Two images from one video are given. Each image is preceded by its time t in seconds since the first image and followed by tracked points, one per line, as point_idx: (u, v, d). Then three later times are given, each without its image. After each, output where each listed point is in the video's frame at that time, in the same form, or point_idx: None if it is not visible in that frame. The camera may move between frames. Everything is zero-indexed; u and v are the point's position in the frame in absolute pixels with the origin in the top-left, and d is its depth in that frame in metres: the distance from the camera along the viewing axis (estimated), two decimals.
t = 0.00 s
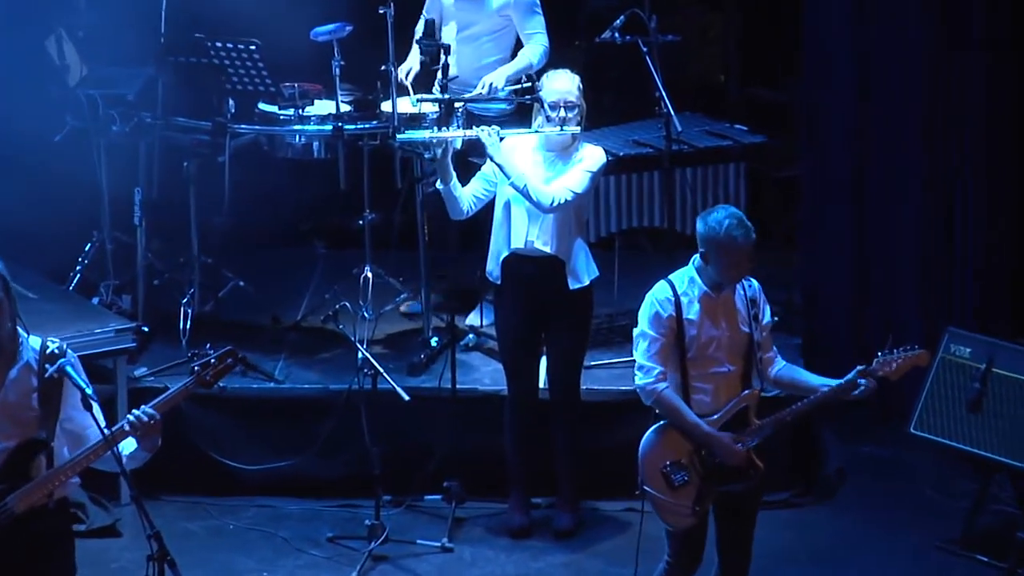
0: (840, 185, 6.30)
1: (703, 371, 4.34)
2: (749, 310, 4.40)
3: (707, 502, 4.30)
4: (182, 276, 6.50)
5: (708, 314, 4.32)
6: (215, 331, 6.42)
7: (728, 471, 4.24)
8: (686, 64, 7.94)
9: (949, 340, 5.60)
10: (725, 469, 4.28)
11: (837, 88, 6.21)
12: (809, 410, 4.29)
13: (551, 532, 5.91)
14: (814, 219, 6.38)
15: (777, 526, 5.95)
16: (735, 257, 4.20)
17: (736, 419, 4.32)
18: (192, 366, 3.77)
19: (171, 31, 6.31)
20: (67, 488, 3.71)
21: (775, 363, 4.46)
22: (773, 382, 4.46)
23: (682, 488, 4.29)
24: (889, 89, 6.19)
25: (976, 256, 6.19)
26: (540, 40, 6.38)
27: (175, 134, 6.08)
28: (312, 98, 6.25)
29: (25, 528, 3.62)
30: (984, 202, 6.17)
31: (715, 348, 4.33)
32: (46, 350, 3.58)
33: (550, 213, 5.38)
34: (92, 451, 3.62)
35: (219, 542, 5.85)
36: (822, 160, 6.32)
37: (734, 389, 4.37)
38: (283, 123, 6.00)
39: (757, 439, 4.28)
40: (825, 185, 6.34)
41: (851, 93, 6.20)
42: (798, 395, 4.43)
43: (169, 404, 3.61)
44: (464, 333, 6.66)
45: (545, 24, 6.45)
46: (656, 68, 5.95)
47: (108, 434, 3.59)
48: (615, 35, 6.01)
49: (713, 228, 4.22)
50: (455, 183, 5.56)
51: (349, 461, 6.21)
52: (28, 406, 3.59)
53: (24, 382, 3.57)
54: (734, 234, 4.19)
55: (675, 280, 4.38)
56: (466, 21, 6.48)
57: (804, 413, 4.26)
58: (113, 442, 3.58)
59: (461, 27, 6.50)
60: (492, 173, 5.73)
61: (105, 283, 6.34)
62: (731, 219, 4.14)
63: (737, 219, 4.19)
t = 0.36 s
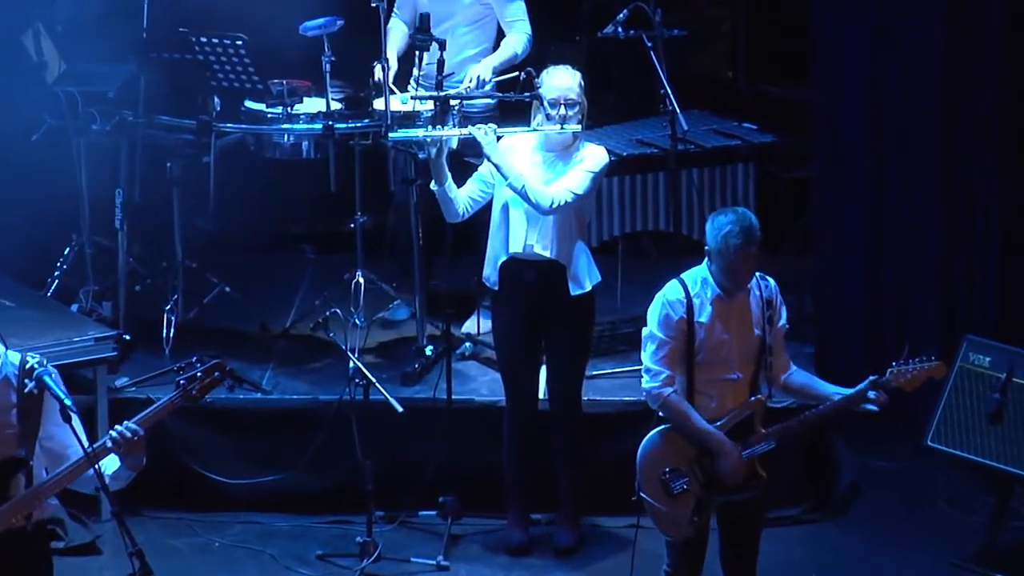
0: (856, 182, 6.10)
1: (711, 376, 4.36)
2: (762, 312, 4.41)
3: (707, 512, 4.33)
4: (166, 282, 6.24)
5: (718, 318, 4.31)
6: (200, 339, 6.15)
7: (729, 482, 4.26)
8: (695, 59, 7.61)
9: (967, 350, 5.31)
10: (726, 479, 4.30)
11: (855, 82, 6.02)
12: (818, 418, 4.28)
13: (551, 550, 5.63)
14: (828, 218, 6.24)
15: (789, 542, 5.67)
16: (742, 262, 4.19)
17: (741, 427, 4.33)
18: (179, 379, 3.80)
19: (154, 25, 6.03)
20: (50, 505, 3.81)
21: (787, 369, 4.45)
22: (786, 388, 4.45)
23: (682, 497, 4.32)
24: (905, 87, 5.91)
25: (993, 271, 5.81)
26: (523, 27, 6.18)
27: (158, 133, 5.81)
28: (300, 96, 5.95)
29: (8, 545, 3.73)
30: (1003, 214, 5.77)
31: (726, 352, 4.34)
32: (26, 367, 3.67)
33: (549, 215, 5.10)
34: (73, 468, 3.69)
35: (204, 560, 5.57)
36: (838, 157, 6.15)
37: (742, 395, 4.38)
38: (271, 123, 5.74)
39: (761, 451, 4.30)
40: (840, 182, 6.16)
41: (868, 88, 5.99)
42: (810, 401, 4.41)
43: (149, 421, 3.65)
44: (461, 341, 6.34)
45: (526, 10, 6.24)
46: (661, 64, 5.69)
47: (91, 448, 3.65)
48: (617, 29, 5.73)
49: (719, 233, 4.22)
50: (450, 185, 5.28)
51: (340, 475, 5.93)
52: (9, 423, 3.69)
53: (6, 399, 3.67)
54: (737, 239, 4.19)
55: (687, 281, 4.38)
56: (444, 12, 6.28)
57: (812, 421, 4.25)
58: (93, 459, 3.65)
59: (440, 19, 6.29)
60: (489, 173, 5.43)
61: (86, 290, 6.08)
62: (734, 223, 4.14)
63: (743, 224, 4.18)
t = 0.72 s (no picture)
0: (864, 181, 5.84)
1: (718, 388, 4.26)
2: (772, 324, 4.30)
3: (709, 528, 4.26)
4: (148, 288, 5.99)
5: (729, 331, 4.21)
6: (185, 347, 5.90)
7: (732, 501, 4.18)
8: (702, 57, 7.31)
9: (984, 358, 4.98)
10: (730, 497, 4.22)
11: (862, 75, 5.75)
12: (829, 436, 4.21)
13: (551, 568, 5.37)
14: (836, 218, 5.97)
15: (801, 559, 5.41)
16: (753, 276, 4.09)
17: (747, 443, 4.26)
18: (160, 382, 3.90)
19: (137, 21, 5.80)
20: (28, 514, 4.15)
21: (799, 382, 4.35)
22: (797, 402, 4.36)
23: (683, 512, 4.24)
24: (916, 83, 5.65)
25: (1010, 276, 5.52)
26: (501, 13, 6.09)
27: (141, 133, 5.57)
28: (289, 94, 5.71)
29: None
30: (1020, 215, 5.49)
31: (736, 364, 4.24)
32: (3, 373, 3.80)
33: (547, 217, 4.84)
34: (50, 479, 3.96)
35: None
36: (844, 154, 5.87)
37: (751, 408, 4.28)
38: (258, 122, 5.51)
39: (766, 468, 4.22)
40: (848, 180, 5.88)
41: (877, 84, 5.72)
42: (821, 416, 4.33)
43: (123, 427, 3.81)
44: (457, 350, 6.09)
45: None
46: (666, 61, 5.47)
47: (71, 457, 3.88)
48: (621, 24, 5.52)
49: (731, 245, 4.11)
50: (444, 187, 5.02)
51: (331, 490, 5.69)
52: None
53: None
54: (749, 254, 4.08)
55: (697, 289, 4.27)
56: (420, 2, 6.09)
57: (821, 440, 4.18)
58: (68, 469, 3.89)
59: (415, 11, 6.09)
60: (486, 174, 5.15)
61: (65, 296, 5.83)
62: (747, 238, 4.04)
63: (756, 238, 4.08)
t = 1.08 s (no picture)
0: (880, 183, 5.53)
1: (724, 400, 4.13)
2: (779, 332, 4.13)
3: (724, 547, 4.12)
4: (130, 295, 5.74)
5: (733, 339, 4.08)
6: (169, 357, 5.65)
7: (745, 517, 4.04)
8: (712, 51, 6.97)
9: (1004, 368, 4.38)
10: (743, 514, 4.07)
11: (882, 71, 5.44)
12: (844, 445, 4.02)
13: None
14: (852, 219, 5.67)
15: None
16: (758, 280, 3.95)
17: (760, 455, 4.09)
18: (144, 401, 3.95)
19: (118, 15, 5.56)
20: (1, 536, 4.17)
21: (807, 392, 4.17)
22: (807, 413, 4.19)
23: (696, 531, 4.12)
24: (941, 81, 5.34)
25: None
26: None
27: (122, 131, 5.32)
28: (277, 92, 5.46)
29: None
30: None
31: (741, 375, 4.10)
32: None
33: (546, 219, 4.55)
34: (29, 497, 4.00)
35: None
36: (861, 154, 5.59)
37: (760, 420, 4.13)
38: (244, 121, 5.26)
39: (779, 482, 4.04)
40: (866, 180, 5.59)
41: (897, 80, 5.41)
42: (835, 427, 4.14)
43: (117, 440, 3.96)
44: (452, 360, 5.83)
45: None
46: (672, 57, 5.24)
47: (49, 477, 3.90)
48: (624, 19, 5.29)
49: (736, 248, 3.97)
50: (437, 187, 4.75)
51: (321, 506, 5.42)
52: None
53: None
54: (754, 256, 3.93)
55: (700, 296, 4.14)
56: None
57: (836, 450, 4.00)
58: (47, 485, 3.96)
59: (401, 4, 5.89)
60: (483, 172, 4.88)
61: (44, 303, 5.59)
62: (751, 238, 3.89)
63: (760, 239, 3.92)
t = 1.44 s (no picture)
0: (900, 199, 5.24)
1: (731, 415, 4.05)
2: (790, 344, 4.07)
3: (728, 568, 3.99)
4: (114, 307, 5.51)
5: (739, 351, 4.01)
6: (154, 372, 5.43)
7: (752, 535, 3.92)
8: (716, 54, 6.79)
9: None
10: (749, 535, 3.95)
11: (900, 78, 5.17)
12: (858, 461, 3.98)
13: None
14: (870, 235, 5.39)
15: None
16: (766, 287, 3.87)
17: (768, 473, 4.00)
18: (125, 418, 3.82)
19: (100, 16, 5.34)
20: None
21: (823, 407, 4.11)
22: (820, 428, 4.13)
23: (699, 552, 3.98)
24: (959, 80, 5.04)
25: None
26: None
27: (104, 137, 5.10)
28: (266, 96, 5.24)
29: None
30: None
31: (748, 389, 4.03)
32: None
33: (548, 229, 4.29)
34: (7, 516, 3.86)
35: None
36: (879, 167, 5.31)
37: (769, 435, 4.07)
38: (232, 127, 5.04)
39: (788, 499, 3.95)
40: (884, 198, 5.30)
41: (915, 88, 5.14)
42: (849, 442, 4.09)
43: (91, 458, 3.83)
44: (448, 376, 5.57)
45: None
46: (678, 59, 5.04)
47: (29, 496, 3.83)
48: (628, 20, 5.11)
49: (743, 254, 3.88)
50: (433, 197, 4.50)
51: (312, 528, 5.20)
52: None
53: None
54: (763, 262, 3.85)
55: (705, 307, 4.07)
56: None
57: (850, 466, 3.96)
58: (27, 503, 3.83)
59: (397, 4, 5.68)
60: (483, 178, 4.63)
61: (23, 316, 5.36)
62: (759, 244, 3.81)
63: (769, 244, 3.84)
